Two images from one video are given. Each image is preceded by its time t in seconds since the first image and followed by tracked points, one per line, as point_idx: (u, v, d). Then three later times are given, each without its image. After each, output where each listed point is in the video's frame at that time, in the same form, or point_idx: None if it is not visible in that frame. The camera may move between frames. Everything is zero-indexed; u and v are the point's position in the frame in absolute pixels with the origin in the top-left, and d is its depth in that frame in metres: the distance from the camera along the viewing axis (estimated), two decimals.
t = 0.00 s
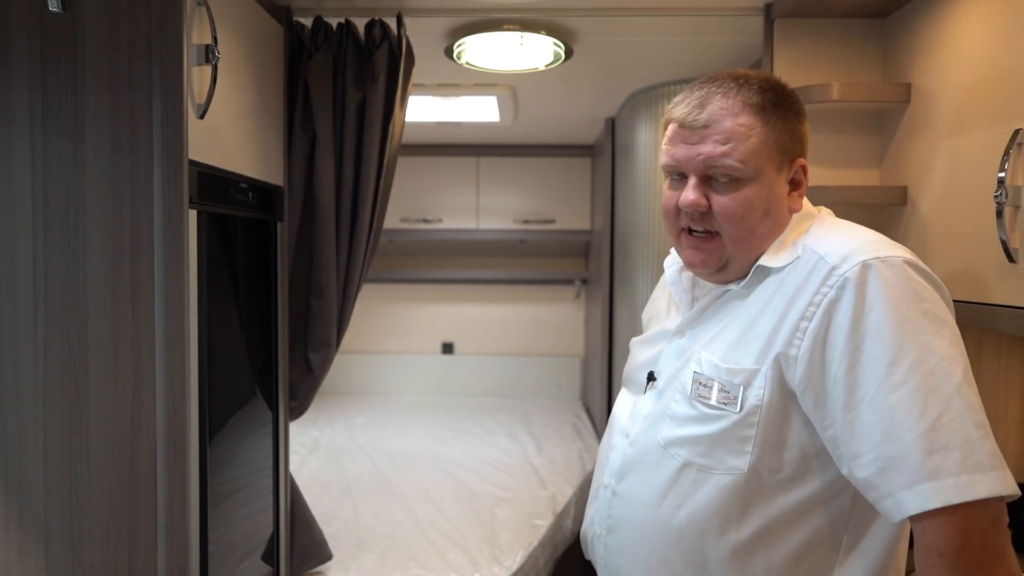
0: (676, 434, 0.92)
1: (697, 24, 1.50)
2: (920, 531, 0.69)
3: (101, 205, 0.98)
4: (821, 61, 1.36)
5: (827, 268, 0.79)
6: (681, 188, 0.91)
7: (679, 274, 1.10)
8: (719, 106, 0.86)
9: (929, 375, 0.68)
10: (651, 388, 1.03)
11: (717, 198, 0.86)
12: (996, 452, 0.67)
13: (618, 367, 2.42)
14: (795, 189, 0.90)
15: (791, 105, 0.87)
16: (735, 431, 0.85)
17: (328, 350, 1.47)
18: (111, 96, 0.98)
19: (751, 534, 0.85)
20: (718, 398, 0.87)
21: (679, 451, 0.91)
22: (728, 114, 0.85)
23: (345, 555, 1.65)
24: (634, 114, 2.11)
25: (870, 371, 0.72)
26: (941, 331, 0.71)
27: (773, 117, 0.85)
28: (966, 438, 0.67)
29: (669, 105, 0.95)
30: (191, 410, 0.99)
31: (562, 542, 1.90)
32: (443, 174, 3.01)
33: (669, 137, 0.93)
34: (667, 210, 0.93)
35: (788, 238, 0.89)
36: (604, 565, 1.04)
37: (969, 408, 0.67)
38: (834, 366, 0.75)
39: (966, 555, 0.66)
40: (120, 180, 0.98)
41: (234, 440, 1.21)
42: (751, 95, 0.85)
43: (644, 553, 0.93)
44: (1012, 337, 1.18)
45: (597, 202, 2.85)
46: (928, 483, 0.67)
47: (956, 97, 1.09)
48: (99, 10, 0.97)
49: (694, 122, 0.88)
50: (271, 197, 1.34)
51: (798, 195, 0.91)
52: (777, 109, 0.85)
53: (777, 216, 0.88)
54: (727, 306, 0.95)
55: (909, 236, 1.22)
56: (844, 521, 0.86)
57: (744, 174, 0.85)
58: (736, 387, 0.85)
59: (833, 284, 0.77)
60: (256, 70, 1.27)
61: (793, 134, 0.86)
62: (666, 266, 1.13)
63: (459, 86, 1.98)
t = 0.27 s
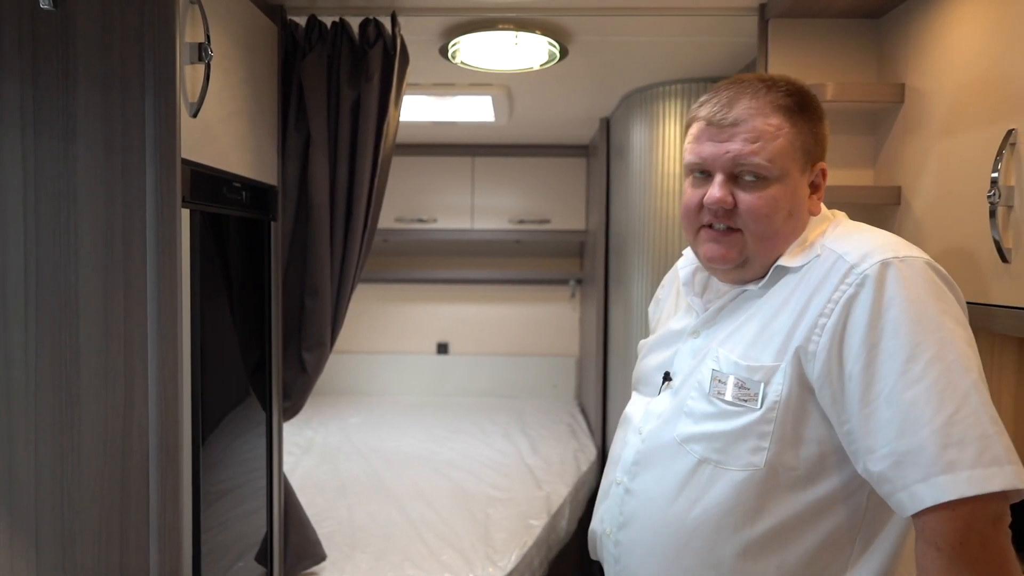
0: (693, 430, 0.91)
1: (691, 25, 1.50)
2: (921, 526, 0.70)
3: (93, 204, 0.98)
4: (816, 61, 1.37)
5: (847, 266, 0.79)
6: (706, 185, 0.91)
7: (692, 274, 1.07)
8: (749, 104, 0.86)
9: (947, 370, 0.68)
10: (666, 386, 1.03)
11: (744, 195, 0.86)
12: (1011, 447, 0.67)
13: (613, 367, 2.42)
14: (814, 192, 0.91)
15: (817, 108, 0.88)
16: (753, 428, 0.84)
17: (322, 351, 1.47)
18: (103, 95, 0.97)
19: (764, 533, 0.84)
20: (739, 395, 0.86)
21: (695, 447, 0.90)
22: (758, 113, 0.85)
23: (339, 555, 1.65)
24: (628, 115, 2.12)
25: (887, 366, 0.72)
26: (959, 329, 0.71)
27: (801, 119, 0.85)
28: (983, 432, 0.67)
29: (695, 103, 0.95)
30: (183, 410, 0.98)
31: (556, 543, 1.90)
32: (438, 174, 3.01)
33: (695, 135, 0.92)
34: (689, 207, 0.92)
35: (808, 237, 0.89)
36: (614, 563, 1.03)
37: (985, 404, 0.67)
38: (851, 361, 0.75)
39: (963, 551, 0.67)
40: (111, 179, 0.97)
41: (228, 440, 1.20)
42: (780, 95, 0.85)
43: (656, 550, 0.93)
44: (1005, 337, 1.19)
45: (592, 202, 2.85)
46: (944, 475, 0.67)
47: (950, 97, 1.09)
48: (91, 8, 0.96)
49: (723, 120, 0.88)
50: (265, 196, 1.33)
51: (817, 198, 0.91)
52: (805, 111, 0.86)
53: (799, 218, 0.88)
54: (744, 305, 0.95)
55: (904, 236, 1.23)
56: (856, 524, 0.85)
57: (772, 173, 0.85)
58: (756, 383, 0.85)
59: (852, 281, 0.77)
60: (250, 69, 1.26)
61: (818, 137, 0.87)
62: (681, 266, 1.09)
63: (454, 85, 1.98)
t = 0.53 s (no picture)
0: (699, 427, 0.91)
1: (684, 25, 1.50)
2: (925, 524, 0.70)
3: (83, 203, 0.97)
4: (808, 62, 1.37)
5: (860, 266, 0.80)
6: (735, 169, 0.91)
7: (698, 271, 1.11)
8: (788, 92, 0.87)
9: (960, 371, 0.69)
10: (670, 382, 1.03)
11: (774, 181, 0.86)
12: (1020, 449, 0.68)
13: (606, 367, 2.42)
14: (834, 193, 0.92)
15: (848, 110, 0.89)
16: (762, 423, 0.84)
17: (314, 351, 1.46)
18: (92, 93, 0.96)
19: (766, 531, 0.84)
20: (747, 390, 0.86)
21: (701, 443, 0.90)
22: (797, 102, 0.86)
23: (332, 557, 1.64)
24: (622, 115, 2.12)
25: (899, 366, 0.72)
26: (970, 333, 0.72)
27: (835, 115, 0.87)
28: (994, 434, 0.67)
29: (729, 90, 0.95)
30: (174, 412, 0.98)
31: (549, 543, 1.90)
32: (431, 174, 3.00)
33: (728, 119, 0.92)
34: (716, 189, 0.91)
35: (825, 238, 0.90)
36: (612, 559, 1.03)
37: (997, 406, 0.68)
38: (862, 360, 0.75)
39: (966, 550, 0.67)
40: (101, 179, 0.96)
41: (220, 440, 1.20)
42: (820, 88, 0.87)
43: (656, 547, 0.93)
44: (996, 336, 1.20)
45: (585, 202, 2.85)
46: (955, 475, 0.67)
47: (941, 98, 1.10)
48: (79, 6, 0.96)
49: (759, 105, 0.88)
50: (257, 196, 1.33)
51: (836, 199, 0.92)
52: (839, 108, 0.87)
53: (821, 213, 0.89)
54: (752, 303, 0.95)
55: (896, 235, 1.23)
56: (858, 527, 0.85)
57: (804, 163, 0.85)
58: (765, 379, 0.84)
59: (866, 281, 0.78)
60: (242, 68, 1.25)
61: (847, 136, 0.88)
62: (687, 261, 1.14)
63: (447, 85, 1.97)
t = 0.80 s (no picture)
0: (693, 426, 0.91)
1: (678, 25, 1.50)
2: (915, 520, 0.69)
3: (72, 202, 0.96)
4: (801, 62, 1.37)
5: (842, 258, 0.80)
6: (726, 170, 0.91)
7: (692, 274, 1.10)
8: (771, 90, 0.88)
9: (934, 359, 0.69)
10: (666, 385, 1.02)
11: (766, 177, 0.86)
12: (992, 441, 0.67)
13: (600, 367, 2.42)
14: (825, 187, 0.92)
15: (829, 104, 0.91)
16: (756, 422, 0.84)
17: (307, 350, 1.45)
18: (82, 91, 0.95)
19: (763, 531, 0.84)
20: (740, 390, 0.86)
21: (696, 443, 0.90)
22: (780, 99, 0.87)
23: (325, 558, 1.63)
24: (616, 114, 2.12)
25: (878, 355, 0.72)
26: (950, 322, 0.72)
27: (818, 110, 0.88)
28: (964, 423, 0.66)
29: (712, 94, 0.96)
30: (164, 411, 0.97)
31: (543, 543, 1.90)
32: (425, 174, 3.00)
33: (713, 122, 0.93)
34: (710, 191, 0.91)
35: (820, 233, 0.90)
36: (608, 562, 1.03)
37: (969, 396, 0.67)
38: (846, 350, 0.76)
39: (956, 549, 0.66)
40: (90, 177, 0.95)
41: (213, 441, 1.19)
42: (800, 84, 0.88)
43: (654, 548, 0.93)
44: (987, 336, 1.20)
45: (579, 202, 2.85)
46: (925, 461, 0.67)
47: (932, 98, 1.10)
48: (69, 4, 0.95)
49: (745, 105, 0.89)
50: (249, 195, 1.32)
51: (827, 193, 0.93)
52: (820, 103, 0.89)
53: (814, 207, 0.89)
54: (746, 302, 0.94)
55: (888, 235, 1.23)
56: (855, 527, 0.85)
57: (794, 157, 0.86)
58: (757, 377, 0.85)
59: (848, 272, 0.78)
60: (233, 67, 1.25)
61: (832, 130, 0.89)
62: (681, 264, 1.13)
63: (441, 84, 1.97)
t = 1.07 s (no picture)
0: (690, 429, 0.91)
1: (672, 26, 1.51)
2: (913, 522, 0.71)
3: (64, 204, 0.95)
4: (794, 63, 1.38)
5: (844, 264, 0.80)
6: (714, 173, 0.91)
7: (683, 275, 1.11)
8: (755, 93, 0.88)
9: (944, 366, 0.69)
10: (660, 387, 1.03)
11: (754, 179, 0.87)
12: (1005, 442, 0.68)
13: (595, 368, 2.43)
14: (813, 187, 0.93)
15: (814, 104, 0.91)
16: (753, 425, 0.84)
17: (300, 352, 1.45)
18: (73, 91, 0.95)
19: (759, 534, 0.84)
20: (737, 393, 0.86)
21: (693, 446, 0.90)
22: (765, 101, 0.87)
23: (319, 559, 1.63)
24: (610, 115, 2.12)
25: (884, 363, 0.72)
26: (952, 327, 0.72)
27: (803, 110, 0.88)
28: (979, 427, 0.68)
29: (698, 99, 0.96)
30: (156, 413, 0.96)
31: (538, 543, 1.90)
32: (420, 174, 2.99)
33: (700, 126, 0.93)
34: (698, 195, 0.92)
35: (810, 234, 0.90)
36: (604, 565, 1.03)
37: (981, 399, 0.68)
38: (848, 357, 0.76)
39: (954, 549, 0.67)
40: (82, 178, 0.95)
41: (206, 442, 1.18)
42: (785, 86, 0.88)
43: (650, 552, 0.93)
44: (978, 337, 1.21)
45: (574, 202, 2.85)
46: (941, 468, 0.67)
47: (925, 100, 1.11)
48: (60, 4, 0.94)
49: (730, 108, 0.89)
50: (242, 196, 1.32)
51: (815, 193, 0.93)
52: (805, 103, 0.89)
53: (803, 207, 0.89)
54: (740, 305, 0.94)
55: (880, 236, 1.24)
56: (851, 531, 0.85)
57: (781, 158, 0.86)
58: (754, 380, 0.85)
59: (851, 278, 0.78)
60: (226, 67, 1.24)
61: (818, 130, 0.90)
62: (672, 266, 1.14)
63: (435, 85, 1.97)
